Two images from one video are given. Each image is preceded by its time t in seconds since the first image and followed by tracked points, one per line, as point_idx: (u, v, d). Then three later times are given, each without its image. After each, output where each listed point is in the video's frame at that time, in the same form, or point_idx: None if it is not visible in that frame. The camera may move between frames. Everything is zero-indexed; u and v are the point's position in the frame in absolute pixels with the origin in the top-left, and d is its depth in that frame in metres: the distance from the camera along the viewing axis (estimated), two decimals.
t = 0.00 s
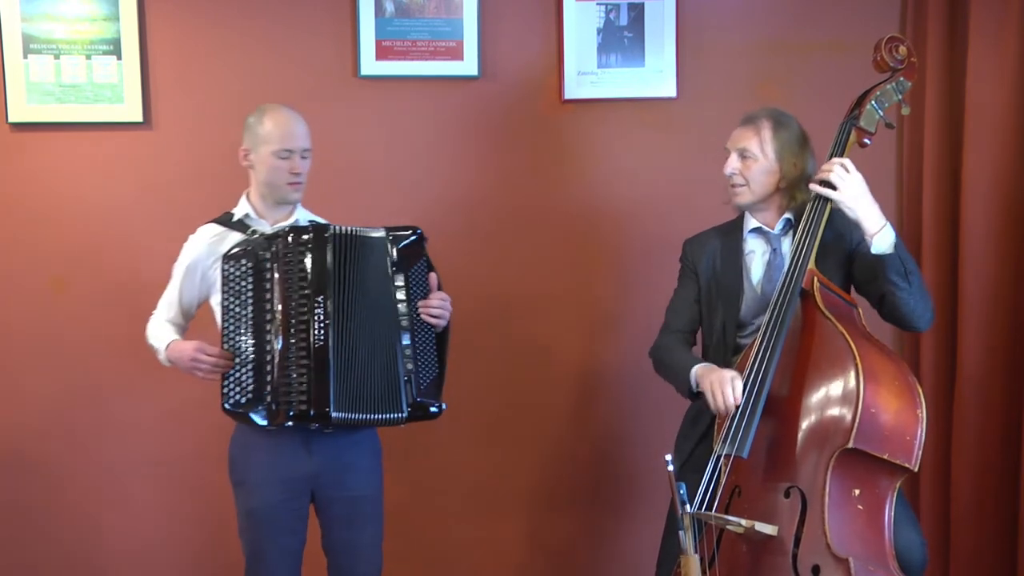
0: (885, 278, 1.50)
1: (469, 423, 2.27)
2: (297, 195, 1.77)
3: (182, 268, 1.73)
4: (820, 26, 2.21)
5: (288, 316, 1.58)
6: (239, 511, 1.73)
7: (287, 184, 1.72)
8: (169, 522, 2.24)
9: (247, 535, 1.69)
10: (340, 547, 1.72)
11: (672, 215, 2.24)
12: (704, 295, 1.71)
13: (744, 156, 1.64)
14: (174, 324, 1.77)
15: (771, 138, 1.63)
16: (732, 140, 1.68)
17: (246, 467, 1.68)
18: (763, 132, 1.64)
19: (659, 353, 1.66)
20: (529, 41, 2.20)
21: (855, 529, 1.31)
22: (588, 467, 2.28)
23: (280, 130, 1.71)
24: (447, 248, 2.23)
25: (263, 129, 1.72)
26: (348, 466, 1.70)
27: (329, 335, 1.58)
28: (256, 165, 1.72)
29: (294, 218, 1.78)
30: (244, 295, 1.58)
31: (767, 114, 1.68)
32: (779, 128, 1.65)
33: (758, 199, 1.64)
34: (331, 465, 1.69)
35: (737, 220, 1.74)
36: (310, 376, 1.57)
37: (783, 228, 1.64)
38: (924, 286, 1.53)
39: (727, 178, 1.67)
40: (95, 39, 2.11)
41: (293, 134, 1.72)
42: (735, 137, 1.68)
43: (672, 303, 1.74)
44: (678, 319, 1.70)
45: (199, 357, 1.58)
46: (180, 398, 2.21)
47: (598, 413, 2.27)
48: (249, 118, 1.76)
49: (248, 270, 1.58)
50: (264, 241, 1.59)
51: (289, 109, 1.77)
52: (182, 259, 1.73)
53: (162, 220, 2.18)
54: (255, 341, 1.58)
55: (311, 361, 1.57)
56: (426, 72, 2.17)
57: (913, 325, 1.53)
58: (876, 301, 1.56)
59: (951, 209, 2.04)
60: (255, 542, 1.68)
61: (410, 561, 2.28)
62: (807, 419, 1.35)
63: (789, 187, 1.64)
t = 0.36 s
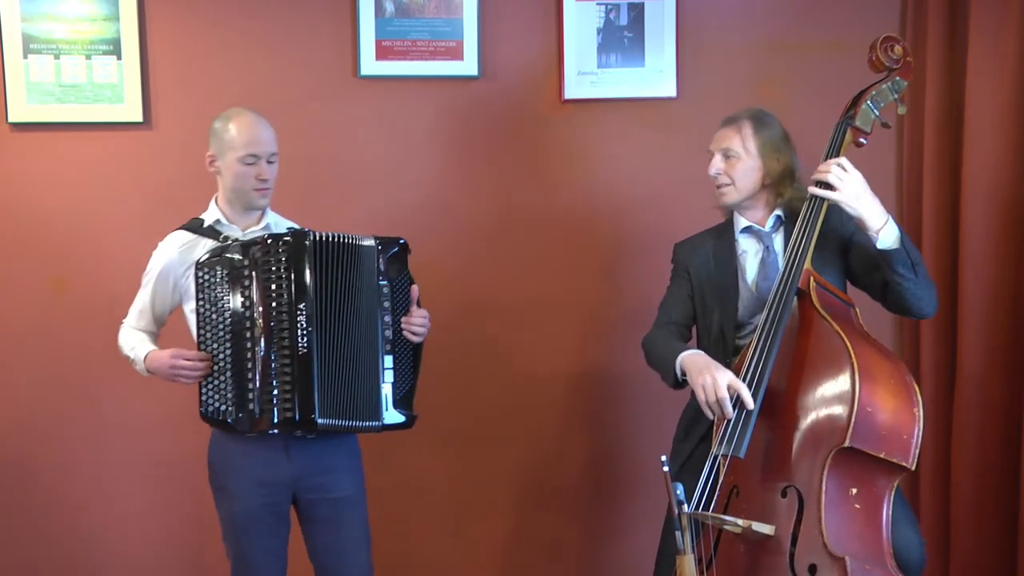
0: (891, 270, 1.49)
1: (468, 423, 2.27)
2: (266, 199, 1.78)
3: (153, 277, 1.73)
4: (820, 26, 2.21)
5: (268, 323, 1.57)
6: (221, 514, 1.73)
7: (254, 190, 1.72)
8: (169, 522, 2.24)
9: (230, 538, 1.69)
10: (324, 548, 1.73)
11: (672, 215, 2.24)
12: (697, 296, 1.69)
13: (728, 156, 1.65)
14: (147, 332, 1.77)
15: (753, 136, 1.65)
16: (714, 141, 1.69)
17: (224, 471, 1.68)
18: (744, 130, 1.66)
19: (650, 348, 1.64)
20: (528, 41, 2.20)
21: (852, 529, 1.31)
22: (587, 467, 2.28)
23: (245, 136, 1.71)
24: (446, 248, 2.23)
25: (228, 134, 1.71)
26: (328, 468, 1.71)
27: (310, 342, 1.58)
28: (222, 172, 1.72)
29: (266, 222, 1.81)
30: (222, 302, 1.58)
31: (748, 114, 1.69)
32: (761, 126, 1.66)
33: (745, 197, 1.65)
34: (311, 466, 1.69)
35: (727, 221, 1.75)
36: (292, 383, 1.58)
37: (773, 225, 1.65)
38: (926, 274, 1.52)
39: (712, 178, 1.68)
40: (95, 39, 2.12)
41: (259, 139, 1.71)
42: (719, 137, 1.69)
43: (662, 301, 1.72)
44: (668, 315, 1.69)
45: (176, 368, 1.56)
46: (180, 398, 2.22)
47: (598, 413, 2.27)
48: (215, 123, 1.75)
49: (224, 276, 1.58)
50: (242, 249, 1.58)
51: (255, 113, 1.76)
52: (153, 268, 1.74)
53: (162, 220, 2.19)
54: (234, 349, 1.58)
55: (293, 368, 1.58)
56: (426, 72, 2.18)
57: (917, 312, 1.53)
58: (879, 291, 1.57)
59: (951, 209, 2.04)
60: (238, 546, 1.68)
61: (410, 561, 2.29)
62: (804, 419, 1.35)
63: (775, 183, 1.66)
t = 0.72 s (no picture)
0: (888, 272, 1.48)
1: (468, 423, 2.27)
2: (252, 201, 1.78)
3: (142, 278, 1.74)
4: (820, 26, 2.21)
5: (260, 328, 1.58)
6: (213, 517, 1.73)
7: (238, 193, 1.73)
8: (170, 521, 2.25)
9: (223, 539, 1.69)
10: (318, 548, 1.73)
11: (672, 215, 2.24)
12: (694, 300, 1.70)
13: (720, 154, 1.65)
14: (138, 332, 1.77)
15: (746, 135, 1.65)
16: (707, 141, 1.70)
17: (216, 471, 1.68)
18: (736, 130, 1.66)
19: (647, 359, 1.65)
20: (528, 40, 2.20)
21: (850, 528, 1.31)
22: (587, 467, 2.28)
23: (227, 140, 1.70)
24: (446, 249, 2.23)
25: (211, 136, 1.71)
26: (321, 467, 1.71)
27: (301, 347, 1.59)
28: (207, 175, 1.73)
29: (255, 223, 1.81)
30: (213, 306, 1.58)
31: (741, 114, 1.69)
32: (754, 126, 1.67)
33: (738, 196, 1.65)
34: (304, 464, 1.69)
35: (720, 224, 1.74)
36: (285, 388, 1.58)
37: (767, 225, 1.64)
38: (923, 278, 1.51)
39: (705, 177, 1.68)
40: (95, 39, 2.12)
41: (241, 143, 1.71)
42: (711, 137, 1.69)
43: (659, 309, 1.72)
44: (666, 323, 1.69)
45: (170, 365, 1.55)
46: (180, 398, 2.22)
47: (598, 413, 2.27)
48: (200, 126, 1.75)
49: (214, 281, 1.57)
50: (232, 253, 1.58)
51: (239, 115, 1.76)
52: (142, 270, 1.74)
53: (163, 219, 2.19)
54: (225, 353, 1.58)
55: (285, 373, 1.58)
56: (426, 72, 2.18)
57: (912, 313, 1.52)
58: (874, 291, 1.57)
59: (951, 209, 2.04)
60: (231, 547, 1.68)
61: (410, 561, 2.29)
62: (801, 420, 1.35)
63: (768, 182, 1.65)
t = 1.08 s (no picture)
0: (886, 266, 1.48)
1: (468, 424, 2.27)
2: (253, 202, 1.77)
3: (145, 277, 1.74)
4: (821, 26, 2.21)
5: (260, 329, 1.58)
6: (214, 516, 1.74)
7: (237, 195, 1.72)
8: (169, 521, 2.25)
9: (223, 539, 1.70)
10: (317, 548, 1.73)
11: (672, 215, 2.24)
12: (696, 306, 1.70)
13: (718, 162, 1.63)
14: (143, 331, 1.79)
15: (743, 141, 1.63)
16: (705, 146, 1.67)
17: (215, 471, 1.68)
18: (734, 135, 1.64)
19: (659, 373, 1.68)
20: (528, 40, 2.20)
21: (849, 528, 1.31)
22: (587, 467, 2.28)
23: (225, 143, 1.70)
24: (445, 249, 2.23)
25: (210, 138, 1.71)
26: (319, 467, 1.70)
27: (300, 348, 1.59)
28: (206, 177, 1.73)
29: (256, 223, 1.80)
30: (214, 306, 1.57)
31: (739, 117, 1.67)
32: (752, 130, 1.64)
33: (737, 204, 1.63)
34: (304, 463, 1.69)
35: (721, 226, 1.74)
36: (283, 390, 1.59)
37: (767, 229, 1.64)
38: (922, 275, 1.51)
39: (704, 185, 1.66)
40: (95, 39, 2.12)
41: (239, 145, 1.70)
42: (709, 142, 1.66)
43: (665, 320, 1.74)
44: (672, 338, 1.72)
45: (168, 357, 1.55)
46: (180, 397, 2.22)
47: (598, 413, 2.27)
48: (200, 127, 1.75)
49: (217, 281, 1.56)
50: (234, 253, 1.58)
51: (238, 116, 1.75)
52: (145, 269, 1.74)
53: (162, 219, 2.19)
54: (225, 353, 1.57)
55: (284, 375, 1.59)
56: (426, 72, 2.18)
57: (912, 311, 1.51)
58: (871, 292, 1.57)
59: (951, 209, 2.03)
60: (231, 546, 1.69)
61: (409, 561, 2.29)
62: (801, 420, 1.34)
63: (766, 189, 1.64)
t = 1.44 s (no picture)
0: (894, 256, 1.47)
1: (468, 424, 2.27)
2: (271, 199, 1.77)
3: (169, 271, 1.75)
4: (821, 25, 2.20)
5: (268, 329, 1.58)
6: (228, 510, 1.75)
7: (253, 195, 1.72)
8: (169, 521, 2.25)
9: (235, 535, 1.71)
10: (328, 546, 1.73)
11: (671, 215, 2.24)
12: (698, 305, 1.70)
13: (721, 172, 1.62)
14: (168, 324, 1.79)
15: (747, 150, 1.60)
16: (708, 152, 1.65)
17: (230, 466, 1.69)
18: (738, 144, 1.61)
19: (656, 366, 1.67)
20: (528, 40, 2.20)
21: (847, 527, 1.30)
22: (587, 466, 2.27)
23: (242, 143, 1.69)
24: (445, 249, 2.23)
25: (228, 137, 1.70)
26: (329, 466, 1.70)
27: (308, 348, 1.58)
28: (225, 175, 1.73)
29: (277, 221, 1.80)
30: (230, 302, 1.58)
31: (744, 122, 1.64)
32: (755, 137, 1.62)
33: (740, 213, 1.62)
34: (316, 462, 1.69)
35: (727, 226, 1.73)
36: (289, 390, 1.58)
37: (772, 232, 1.62)
38: (932, 266, 1.50)
39: (708, 193, 1.65)
40: (95, 39, 2.12)
41: (255, 145, 1.69)
42: (712, 149, 1.65)
43: (666, 317, 1.74)
44: (672, 334, 1.71)
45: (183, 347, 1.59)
46: (180, 397, 2.23)
47: (598, 413, 2.27)
48: (220, 125, 1.75)
49: (231, 278, 1.57)
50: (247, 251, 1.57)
51: (257, 115, 1.74)
52: (169, 264, 1.75)
53: (162, 219, 2.19)
54: (238, 349, 1.58)
55: (290, 375, 1.58)
56: (426, 72, 2.18)
57: (924, 303, 1.50)
58: (883, 287, 1.55)
59: (951, 209, 2.03)
60: (242, 543, 1.70)
61: (409, 561, 2.28)
62: (798, 420, 1.34)
63: (771, 198, 1.61)
